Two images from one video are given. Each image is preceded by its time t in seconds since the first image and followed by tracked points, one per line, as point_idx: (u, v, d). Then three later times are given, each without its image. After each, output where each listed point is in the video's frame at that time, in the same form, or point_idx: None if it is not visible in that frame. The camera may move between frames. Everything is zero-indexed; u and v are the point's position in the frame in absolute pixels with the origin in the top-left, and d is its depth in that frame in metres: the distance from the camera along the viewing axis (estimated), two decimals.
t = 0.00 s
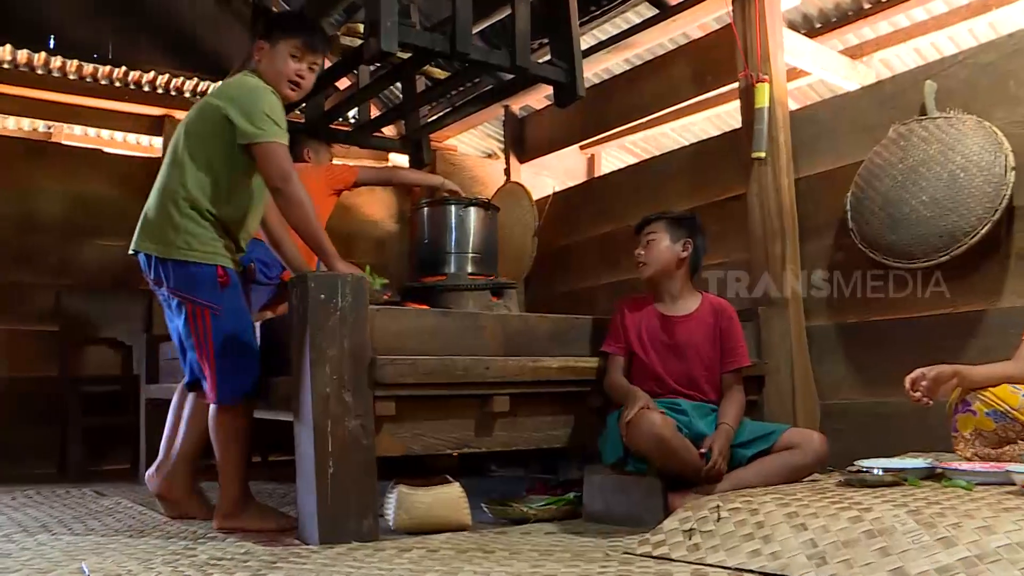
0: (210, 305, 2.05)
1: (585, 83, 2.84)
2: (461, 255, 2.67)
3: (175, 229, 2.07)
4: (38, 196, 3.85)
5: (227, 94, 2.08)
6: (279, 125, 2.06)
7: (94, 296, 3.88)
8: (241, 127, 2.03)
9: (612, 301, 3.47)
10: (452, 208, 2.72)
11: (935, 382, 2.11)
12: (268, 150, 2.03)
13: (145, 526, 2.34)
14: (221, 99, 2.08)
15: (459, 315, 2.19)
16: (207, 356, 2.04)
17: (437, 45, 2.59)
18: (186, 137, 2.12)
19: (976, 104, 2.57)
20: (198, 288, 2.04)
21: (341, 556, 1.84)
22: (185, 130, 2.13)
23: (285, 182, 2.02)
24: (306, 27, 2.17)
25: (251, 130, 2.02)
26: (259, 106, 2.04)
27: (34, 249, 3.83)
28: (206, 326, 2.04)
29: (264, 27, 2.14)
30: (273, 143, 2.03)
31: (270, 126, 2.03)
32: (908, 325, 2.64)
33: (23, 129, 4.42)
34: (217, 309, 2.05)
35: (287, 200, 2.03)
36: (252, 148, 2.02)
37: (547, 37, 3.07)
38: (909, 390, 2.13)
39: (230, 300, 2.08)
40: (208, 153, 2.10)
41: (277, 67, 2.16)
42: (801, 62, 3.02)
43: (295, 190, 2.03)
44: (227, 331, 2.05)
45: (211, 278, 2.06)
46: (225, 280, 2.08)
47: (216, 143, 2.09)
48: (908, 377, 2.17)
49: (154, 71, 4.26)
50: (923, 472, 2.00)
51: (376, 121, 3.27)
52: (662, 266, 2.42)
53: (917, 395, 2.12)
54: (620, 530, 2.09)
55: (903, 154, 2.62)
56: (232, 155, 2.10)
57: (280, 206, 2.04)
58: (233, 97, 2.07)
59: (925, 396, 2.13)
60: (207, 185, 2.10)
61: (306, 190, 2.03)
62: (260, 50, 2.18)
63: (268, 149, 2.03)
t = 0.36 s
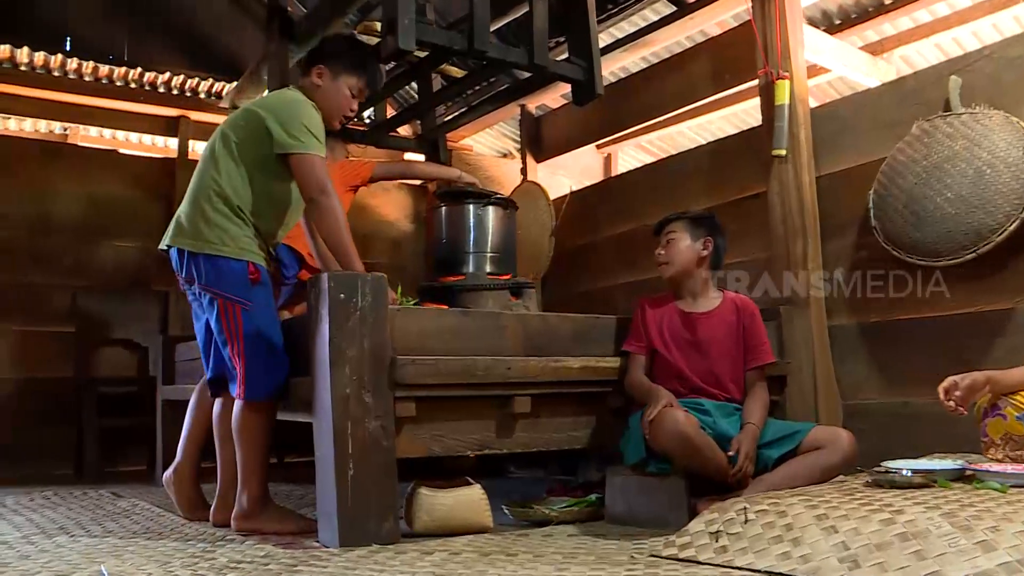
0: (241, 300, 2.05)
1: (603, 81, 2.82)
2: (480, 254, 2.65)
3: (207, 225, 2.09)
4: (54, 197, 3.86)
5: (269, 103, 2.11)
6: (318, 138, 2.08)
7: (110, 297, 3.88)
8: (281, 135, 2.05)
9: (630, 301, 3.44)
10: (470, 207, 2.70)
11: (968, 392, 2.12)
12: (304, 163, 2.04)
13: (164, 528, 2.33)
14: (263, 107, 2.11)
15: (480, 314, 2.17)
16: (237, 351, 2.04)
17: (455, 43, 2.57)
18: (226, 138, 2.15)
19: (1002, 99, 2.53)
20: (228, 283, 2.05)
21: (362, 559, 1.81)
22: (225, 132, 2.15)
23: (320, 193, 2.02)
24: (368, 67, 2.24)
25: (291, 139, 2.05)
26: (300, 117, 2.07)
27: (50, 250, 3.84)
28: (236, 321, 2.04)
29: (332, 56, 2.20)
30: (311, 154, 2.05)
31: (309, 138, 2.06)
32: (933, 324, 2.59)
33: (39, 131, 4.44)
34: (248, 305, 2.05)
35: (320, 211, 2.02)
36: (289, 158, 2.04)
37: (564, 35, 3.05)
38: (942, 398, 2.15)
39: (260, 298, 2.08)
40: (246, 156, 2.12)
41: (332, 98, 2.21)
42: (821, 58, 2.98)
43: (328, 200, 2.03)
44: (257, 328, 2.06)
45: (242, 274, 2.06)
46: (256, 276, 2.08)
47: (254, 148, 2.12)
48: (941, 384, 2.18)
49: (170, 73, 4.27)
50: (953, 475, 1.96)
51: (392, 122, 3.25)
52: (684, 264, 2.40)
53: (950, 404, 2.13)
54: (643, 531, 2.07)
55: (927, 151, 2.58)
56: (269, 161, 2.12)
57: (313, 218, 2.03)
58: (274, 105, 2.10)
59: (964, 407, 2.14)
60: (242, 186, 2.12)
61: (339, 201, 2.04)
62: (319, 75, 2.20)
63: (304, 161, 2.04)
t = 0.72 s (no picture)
0: (258, 301, 2.03)
1: (618, 79, 2.80)
2: (495, 254, 2.63)
3: (223, 224, 2.07)
4: (68, 199, 3.86)
5: (288, 105, 2.09)
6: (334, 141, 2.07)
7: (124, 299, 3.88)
8: (298, 138, 2.04)
9: (645, 301, 3.42)
10: (485, 207, 2.68)
11: (995, 396, 2.08)
12: (322, 166, 2.03)
13: (180, 531, 2.32)
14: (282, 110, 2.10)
15: (497, 315, 2.15)
16: (251, 352, 2.02)
17: (469, 41, 2.55)
18: (244, 139, 2.14)
19: None
20: (245, 283, 2.03)
21: (380, 562, 1.79)
22: (243, 133, 2.14)
23: (339, 196, 2.01)
24: (387, 77, 2.22)
25: (308, 142, 2.03)
26: (317, 120, 2.06)
27: (63, 252, 3.84)
28: (253, 321, 2.02)
29: (355, 65, 2.17)
30: (328, 158, 2.03)
31: (326, 141, 2.04)
32: (954, 323, 2.56)
33: (52, 133, 4.44)
34: (264, 305, 2.03)
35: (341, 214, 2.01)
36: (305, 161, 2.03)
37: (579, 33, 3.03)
38: (966, 400, 2.12)
39: (275, 299, 2.07)
40: (264, 158, 2.11)
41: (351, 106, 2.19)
42: (838, 55, 2.95)
43: (348, 201, 2.01)
44: (271, 329, 2.04)
45: (259, 274, 2.04)
46: (273, 277, 2.07)
47: (272, 150, 2.11)
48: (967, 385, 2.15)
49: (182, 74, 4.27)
50: (979, 476, 1.93)
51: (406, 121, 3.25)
52: (704, 261, 2.37)
53: (975, 407, 2.11)
54: (662, 535, 2.04)
55: (948, 148, 2.54)
56: (286, 163, 2.11)
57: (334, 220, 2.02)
58: (293, 108, 2.08)
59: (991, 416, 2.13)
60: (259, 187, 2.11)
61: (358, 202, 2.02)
62: (341, 82, 2.18)
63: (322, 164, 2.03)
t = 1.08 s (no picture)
0: (292, 303, 2.04)
1: (634, 82, 2.78)
2: (512, 259, 2.61)
3: (247, 230, 2.07)
4: (82, 205, 3.87)
5: (301, 103, 2.07)
6: (350, 138, 2.05)
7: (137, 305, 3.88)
8: (315, 138, 2.02)
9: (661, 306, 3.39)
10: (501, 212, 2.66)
11: None
12: (328, 169, 2.01)
13: (195, 539, 2.30)
14: (296, 107, 2.07)
15: (516, 320, 2.12)
16: (283, 354, 2.02)
17: (486, 45, 2.53)
18: (263, 140, 2.13)
19: None
20: (279, 286, 2.04)
21: (399, 571, 1.77)
22: (261, 134, 2.13)
23: (343, 199, 2.00)
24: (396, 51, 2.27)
25: (324, 142, 2.02)
26: (332, 117, 2.03)
27: (77, 258, 3.84)
28: (286, 324, 2.03)
29: (377, 46, 2.20)
30: (340, 158, 2.02)
31: (341, 139, 2.02)
32: (978, 328, 2.51)
33: (67, 140, 4.46)
34: (298, 308, 2.05)
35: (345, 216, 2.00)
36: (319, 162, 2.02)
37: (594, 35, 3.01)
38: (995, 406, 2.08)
39: (308, 303, 2.08)
40: (283, 159, 2.11)
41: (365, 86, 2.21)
42: (856, 57, 2.92)
43: (352, 204, 2.00)
44: (305, 333, 2.06)
45: (293, 278, 2.06)
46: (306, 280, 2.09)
47: (290, 150, 2.09)
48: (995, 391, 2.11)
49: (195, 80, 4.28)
50: (1010, 483, 1.89)
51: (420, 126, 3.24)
52: (732, 262, 2.34)
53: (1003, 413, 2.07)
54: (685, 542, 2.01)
55: (971, 149, 2.51)
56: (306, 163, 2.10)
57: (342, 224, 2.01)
58: (306, 106, 2.06)
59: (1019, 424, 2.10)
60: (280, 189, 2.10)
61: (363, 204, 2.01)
62: (362, 62, 2.19)
63: (328, 167, 2.01)
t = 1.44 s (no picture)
0: (320, 312, 2.05)
1: (648, 87, 2.76)
2: (527, 266, 2.60)
3: (274, 238, 2.07)
4: (94, 213, 3.87)
5: (322, 106, 2.06)
6: (375, 141, 2.06)
7: (149, 314, 3.89)
8: (341, 143, 2.02)
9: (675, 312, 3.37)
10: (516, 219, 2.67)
11: None
12: (350, 169, 2.01)
13: (209, 549, 2.28)
14: (316, 112, 2.06)
15: (533, 327, 2.11)
16: (307, 362, 2.02)
17: (500, 51, 2.52)
18: (282, 144, 2.11)
19: None
20: (310, 295, 2.05)
21: None
22: (280, 138, 2.11)
23: (365, 199, 2.00)
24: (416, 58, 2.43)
25: (350, 146, 2.02)
26: (357, 121, 2.03)
27: (89, 267, 3.84)
28: (313, 331, 2.03)
29: (390, 44, 2.37)
30: (362, 160, 2.02)
31: (367, 142, 2.02)
32: (999, 335, 2.48)
33: (79, 149, 4.47)
34: (327, 317, 2.05)
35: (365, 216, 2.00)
36: (345, 168, 2.02)
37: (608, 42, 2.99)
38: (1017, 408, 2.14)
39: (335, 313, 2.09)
40: (305, 163, 2.09)
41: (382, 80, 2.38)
42: (871, 62, 2.90)
43: (372, 205, 2.00)
44: (329, 341, 2.06)
45: (323, 288, 2.07)
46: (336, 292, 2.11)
47: (313, 155, 2.08)
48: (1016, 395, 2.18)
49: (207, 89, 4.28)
50: None
51: (432, 133, 3.22)
52: (744, 270, 2.31)
53: None
54: (706, 553, 1.98)
55: (990, 154, 2.48)
56: (328, 166, 2.10)
57: (361, 225, 2.02)
58: (330, 111, 2.05)
59: None
60: (304, 195, 2.10)
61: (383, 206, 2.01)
62: (374, 57, 2.36)
63: (351, 167, 2.01)
